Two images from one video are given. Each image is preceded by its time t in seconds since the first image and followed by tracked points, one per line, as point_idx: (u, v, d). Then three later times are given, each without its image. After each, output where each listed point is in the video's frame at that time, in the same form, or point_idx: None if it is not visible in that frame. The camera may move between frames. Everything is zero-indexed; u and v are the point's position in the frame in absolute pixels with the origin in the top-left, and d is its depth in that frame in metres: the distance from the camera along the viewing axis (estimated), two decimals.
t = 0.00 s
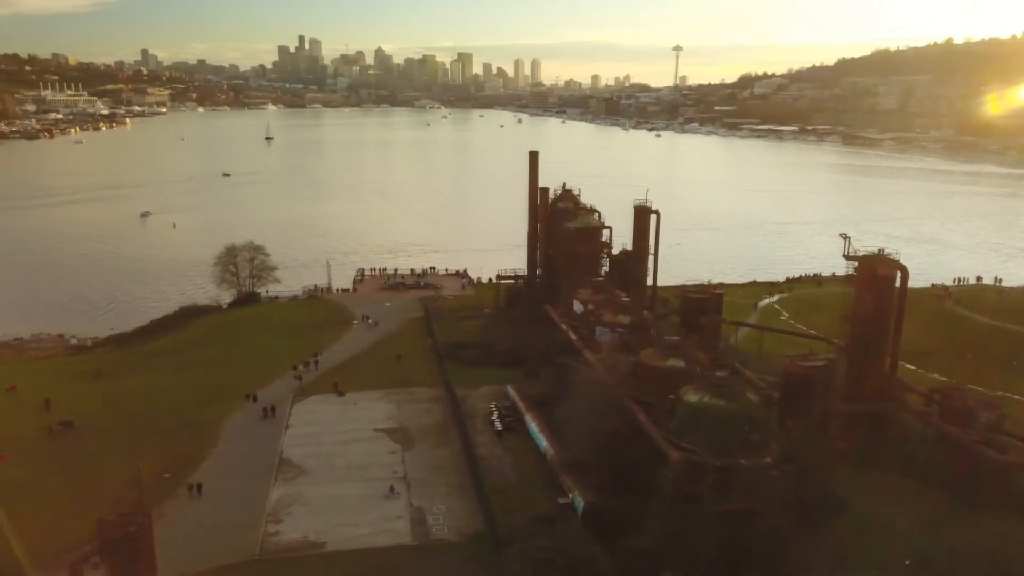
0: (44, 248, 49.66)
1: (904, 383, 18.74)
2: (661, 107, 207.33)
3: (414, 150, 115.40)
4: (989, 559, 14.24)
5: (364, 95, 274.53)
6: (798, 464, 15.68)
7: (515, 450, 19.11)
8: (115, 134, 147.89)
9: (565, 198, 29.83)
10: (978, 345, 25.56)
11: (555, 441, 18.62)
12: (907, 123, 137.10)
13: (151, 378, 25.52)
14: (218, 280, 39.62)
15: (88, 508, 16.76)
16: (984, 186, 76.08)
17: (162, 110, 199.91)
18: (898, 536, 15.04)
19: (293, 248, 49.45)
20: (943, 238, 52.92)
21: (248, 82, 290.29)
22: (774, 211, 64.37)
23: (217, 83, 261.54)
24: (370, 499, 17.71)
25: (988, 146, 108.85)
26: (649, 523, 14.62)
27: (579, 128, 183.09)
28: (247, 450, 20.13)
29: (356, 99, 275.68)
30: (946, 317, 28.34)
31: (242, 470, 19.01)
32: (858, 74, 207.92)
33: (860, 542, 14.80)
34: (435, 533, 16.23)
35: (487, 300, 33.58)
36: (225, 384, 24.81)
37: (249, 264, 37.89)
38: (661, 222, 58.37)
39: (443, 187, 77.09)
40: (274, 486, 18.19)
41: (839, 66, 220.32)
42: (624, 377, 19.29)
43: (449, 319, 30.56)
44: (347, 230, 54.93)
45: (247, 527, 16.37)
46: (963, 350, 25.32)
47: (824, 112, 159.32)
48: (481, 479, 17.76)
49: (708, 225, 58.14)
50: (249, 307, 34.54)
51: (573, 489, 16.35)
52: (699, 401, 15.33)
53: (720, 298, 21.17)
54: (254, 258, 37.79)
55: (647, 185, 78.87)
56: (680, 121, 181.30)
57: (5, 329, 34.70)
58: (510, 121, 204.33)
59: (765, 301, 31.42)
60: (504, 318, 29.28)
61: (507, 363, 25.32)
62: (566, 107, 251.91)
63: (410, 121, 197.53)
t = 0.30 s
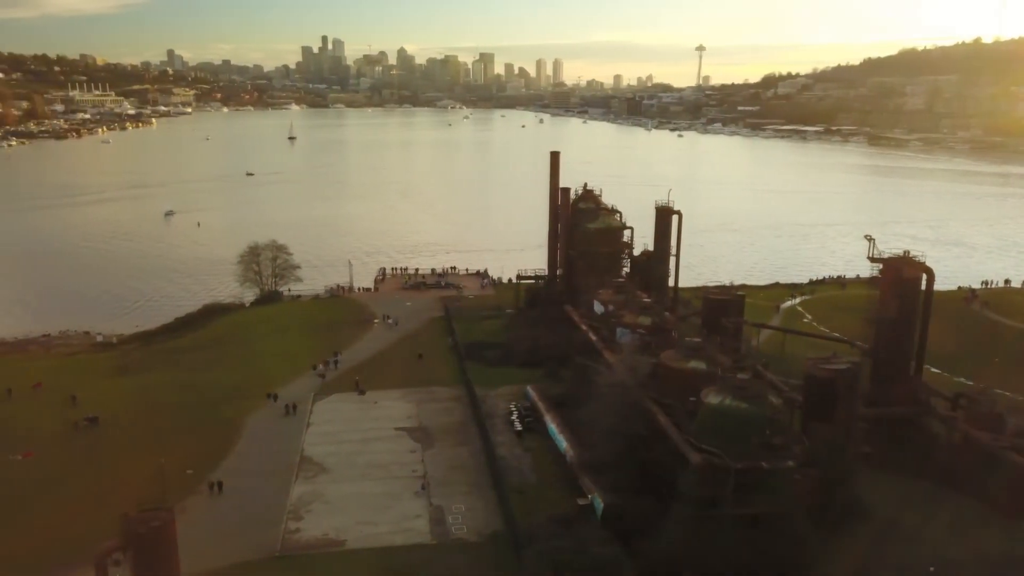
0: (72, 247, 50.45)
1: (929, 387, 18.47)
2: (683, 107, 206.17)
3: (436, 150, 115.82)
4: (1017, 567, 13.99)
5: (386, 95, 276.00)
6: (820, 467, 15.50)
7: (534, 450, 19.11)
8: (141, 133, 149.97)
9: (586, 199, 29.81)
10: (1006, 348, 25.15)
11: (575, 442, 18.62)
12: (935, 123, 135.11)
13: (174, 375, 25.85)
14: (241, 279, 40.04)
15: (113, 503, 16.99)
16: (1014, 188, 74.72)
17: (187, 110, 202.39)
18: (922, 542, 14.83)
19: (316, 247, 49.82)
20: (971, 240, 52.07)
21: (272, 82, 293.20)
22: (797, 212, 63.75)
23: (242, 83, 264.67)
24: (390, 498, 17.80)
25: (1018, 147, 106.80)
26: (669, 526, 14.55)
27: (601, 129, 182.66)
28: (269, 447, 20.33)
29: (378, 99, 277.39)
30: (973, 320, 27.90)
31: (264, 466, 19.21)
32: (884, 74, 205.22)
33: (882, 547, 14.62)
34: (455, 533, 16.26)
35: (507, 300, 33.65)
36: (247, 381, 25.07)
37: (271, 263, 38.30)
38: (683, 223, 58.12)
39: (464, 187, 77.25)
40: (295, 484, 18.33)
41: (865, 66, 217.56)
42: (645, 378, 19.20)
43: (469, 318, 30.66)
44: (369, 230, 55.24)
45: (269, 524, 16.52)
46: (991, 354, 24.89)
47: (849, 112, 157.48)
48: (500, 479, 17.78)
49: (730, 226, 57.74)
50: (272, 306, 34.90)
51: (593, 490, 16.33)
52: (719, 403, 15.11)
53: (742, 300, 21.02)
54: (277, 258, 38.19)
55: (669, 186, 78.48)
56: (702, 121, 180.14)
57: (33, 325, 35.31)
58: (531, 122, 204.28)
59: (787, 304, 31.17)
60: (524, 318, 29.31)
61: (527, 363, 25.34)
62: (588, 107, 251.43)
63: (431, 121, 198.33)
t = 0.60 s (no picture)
0: (98, 245, 51.23)
1: (954, 391, 18.19)
2: (705, 107, 204.84)
3: (457, 151, 116.16)
4: None
5: (408, 95, 277.24)
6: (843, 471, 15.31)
7: (554, 451, 19.07)
8: (166, 133, 151.98)
9: (607, 199, 29.75)
10: None
11: (594, 443, 18.58)
12: (963, 123, 132.96)
13: (198, 373, 26.16)
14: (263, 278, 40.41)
15: (136, 499, 17.24)
16: None
17: (212, 110, 204.67)
18: (947, 548, 14.58)
19: (337, 246, 50.17)
20: (1000, 243, 51.17)
21: (295, 83, 295.76)
22: (820, 214, 63.07)
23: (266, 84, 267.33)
24: (410, 497, 17.88)
25: None
26: (689, 529, 14.49)
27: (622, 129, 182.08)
28: (290, 445, 20.49)
29: (399, 99, 278.73)
30: (1001, 324, 27.41)
31: (285, 464, 19.39)
32: (911, 74, 202.36)
33: (905, 552, 14.42)
34: (474, 533, 16.29)
35: (527, 301, 33.66)
36: (269, 379, 25.30)
37: (293, 262, 38.65)
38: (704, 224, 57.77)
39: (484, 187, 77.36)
40: (315, 482, 18.47)
41: (891, 66, 214.64)
42: (665, 380, 19.10)
43: (489, 318, 30.70)
44: (390, 229, 55.52)
45: (289, 521, 16.68)
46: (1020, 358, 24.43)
47: (874, 112, 155.49)
48: (519, 479, 17.79)
49: (752, 227, 57.29)
50: (294, 304, 35.22)
51: (612, 491, 16.28)
52: (739, 406, 15.01)
53: (763, 301, 20.83)
54: (299, 257, 38.54)
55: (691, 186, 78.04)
56: (725, 121, 178.88)
57: (61, 322, 35.95)
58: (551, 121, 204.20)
59: (810, 305, 30.87)
60: (544, 318, 29.30)
61: (547, 364, 25.33)
62: (609, 107, 250.69)
63: (453, 121, 198.85)
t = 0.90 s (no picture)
0: (125, 243, 52.00)
1: (980, 396, 17.87)
2: (728, 108, 203.26)
3: (478, 151, 116.36)
4: None
5: (430, 96, 278.16)
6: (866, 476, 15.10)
7: (573, 452, 19.03)
8: (192, 132, 153.94)
9: (628, 200, 29.63)
10: None
11: (613, 445, 18.49)
12: (992, 123, 130.72)
13: (221, 370, 26.44)
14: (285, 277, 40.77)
15: (160, 495, 17.46)
16: None
17: (236, 109, 206.74)
18: (973, 556, 14.31)
19: (359, 246, 50.46)
20: None
21: (318, 83, 297.97)
22: (845, 215, 62.34)
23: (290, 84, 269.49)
24: (430, 496, 17.93)
25: None
26: (709, 532, 14.41)
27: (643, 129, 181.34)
28: (310, 443, 20.62)
29: (421, 99, 279.73)
30: None
31: (306, 462, 19.53)
32: (938, 74, 199.29)
33: (930, 559, 14.19)
34: (493, 533, 16.31)
35: (548, 302, 33.62)
36: (291, 377, 25.51)
37: (315, 262, 38.93)
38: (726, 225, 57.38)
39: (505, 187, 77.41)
40: (336, 480, 18.59)
41: (918, 66, 211.52)
42: (686, 382, 18.96)
43: (509, 319, 30.70)
44: (411, 229, 55.73)
45: (310, 519, 16.81)
46: None
47: (901, 112, 153.38)
48: (538, 480, 17.77)
49: (775, 228, 56.77)
50: (315, 303, 35.47)
51: (632, 494, 16.21)
52: (761, 409, 14.87)
53: (786, 303, 20.61)
54: (321, 256, 38.82)
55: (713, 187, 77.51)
56: (748, 121, 177.40)
57: (87, 319, 36.52)
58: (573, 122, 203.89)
59: (834, 308, 30.50)
60: (564, 319, 29.24)
61: (567, 364, 25.27)
62: (631, 107, 249.70)
63: (474, 121, 199.19)
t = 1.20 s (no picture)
0: (150, 242, 52.67)
1: (1007, 400, 17.57)
2: (751, 108, 201.54)
3: (499, 151, 116.50)
4: None
5: (452, 96, 278.75)
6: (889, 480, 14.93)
7: (592, 453, 18.99)
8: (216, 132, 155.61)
9: (650, 200, 29.53)
10: None
11: (633, 446, 18.40)
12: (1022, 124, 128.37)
13: (244, 368, 26.73)
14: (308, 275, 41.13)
15: (182, 491, 17.68)
16: None
17: (260, 109, 208.58)
18: (998, 562, 14.07)
19: (380, 245, 50.74)
20: None
21: (341, 83, 299.84)
22: (870, 216, 61.57)
23: (313, 85, 271.68)
24: (449, 496, 17.98)
25: None
26: (730, 534, 14.31)
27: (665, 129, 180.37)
28: (331, 442, 20.75)
29: (443, 100, 280.55)
30: None
31: (327, 460, 19.66)
32: (967, 73, 195.99)
33: (955, 564, 13.96)
34: (512, 533, 16.32)
35: (568, 302, 33.57)
36: (312, 376, 25.72)
37: (337, 261, 39.21)
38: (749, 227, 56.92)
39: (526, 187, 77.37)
40: (356, 479, 18.72)
41: (946, 65, 208.25)
42: (707, 384, 18.81)
43: (529, 319, 30.73)
44: (432, 229, 55.90)
45: (330, 516, 16.94)
46: None
47: (928, 112, 151.12)
48: (558, 481, 17.72)
49: (798, 230, 56.19)
50: (337, 302, 35.72)
51: (651, 495, 16.14)
52: (784, 412, 14.71)
53: (809, 305, 20.38)
54: (343, 255, 39.07)
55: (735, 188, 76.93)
56: (771, 121, 175.80)
57: (113, 317, 37.05)
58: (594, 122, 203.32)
59: (857, 310, 30.16)
60: (584, 319, 29.16)
61: (587, 365, 25.23)
62: (653, 107, 248.47)
63: (495, 121, 199.42)
